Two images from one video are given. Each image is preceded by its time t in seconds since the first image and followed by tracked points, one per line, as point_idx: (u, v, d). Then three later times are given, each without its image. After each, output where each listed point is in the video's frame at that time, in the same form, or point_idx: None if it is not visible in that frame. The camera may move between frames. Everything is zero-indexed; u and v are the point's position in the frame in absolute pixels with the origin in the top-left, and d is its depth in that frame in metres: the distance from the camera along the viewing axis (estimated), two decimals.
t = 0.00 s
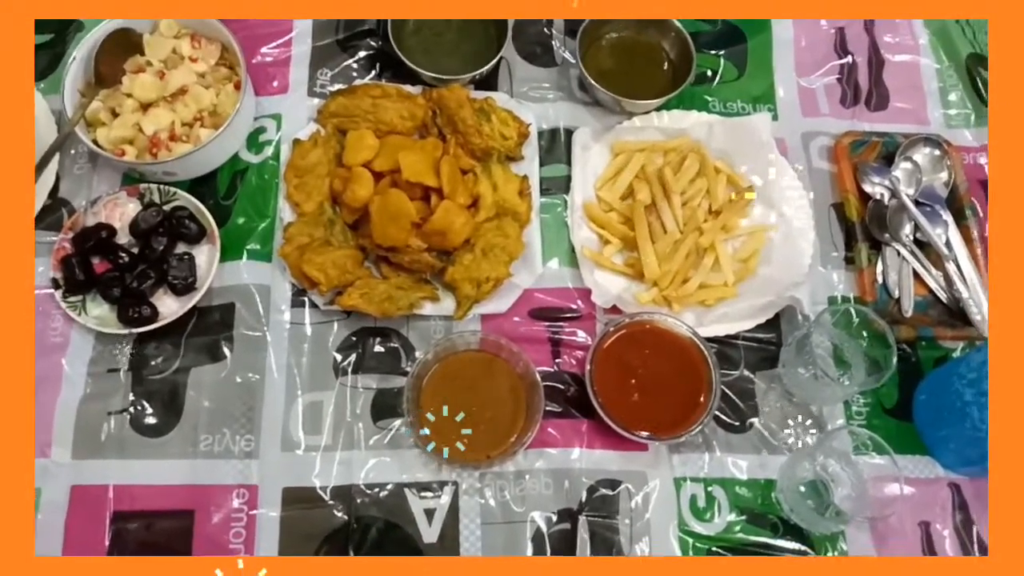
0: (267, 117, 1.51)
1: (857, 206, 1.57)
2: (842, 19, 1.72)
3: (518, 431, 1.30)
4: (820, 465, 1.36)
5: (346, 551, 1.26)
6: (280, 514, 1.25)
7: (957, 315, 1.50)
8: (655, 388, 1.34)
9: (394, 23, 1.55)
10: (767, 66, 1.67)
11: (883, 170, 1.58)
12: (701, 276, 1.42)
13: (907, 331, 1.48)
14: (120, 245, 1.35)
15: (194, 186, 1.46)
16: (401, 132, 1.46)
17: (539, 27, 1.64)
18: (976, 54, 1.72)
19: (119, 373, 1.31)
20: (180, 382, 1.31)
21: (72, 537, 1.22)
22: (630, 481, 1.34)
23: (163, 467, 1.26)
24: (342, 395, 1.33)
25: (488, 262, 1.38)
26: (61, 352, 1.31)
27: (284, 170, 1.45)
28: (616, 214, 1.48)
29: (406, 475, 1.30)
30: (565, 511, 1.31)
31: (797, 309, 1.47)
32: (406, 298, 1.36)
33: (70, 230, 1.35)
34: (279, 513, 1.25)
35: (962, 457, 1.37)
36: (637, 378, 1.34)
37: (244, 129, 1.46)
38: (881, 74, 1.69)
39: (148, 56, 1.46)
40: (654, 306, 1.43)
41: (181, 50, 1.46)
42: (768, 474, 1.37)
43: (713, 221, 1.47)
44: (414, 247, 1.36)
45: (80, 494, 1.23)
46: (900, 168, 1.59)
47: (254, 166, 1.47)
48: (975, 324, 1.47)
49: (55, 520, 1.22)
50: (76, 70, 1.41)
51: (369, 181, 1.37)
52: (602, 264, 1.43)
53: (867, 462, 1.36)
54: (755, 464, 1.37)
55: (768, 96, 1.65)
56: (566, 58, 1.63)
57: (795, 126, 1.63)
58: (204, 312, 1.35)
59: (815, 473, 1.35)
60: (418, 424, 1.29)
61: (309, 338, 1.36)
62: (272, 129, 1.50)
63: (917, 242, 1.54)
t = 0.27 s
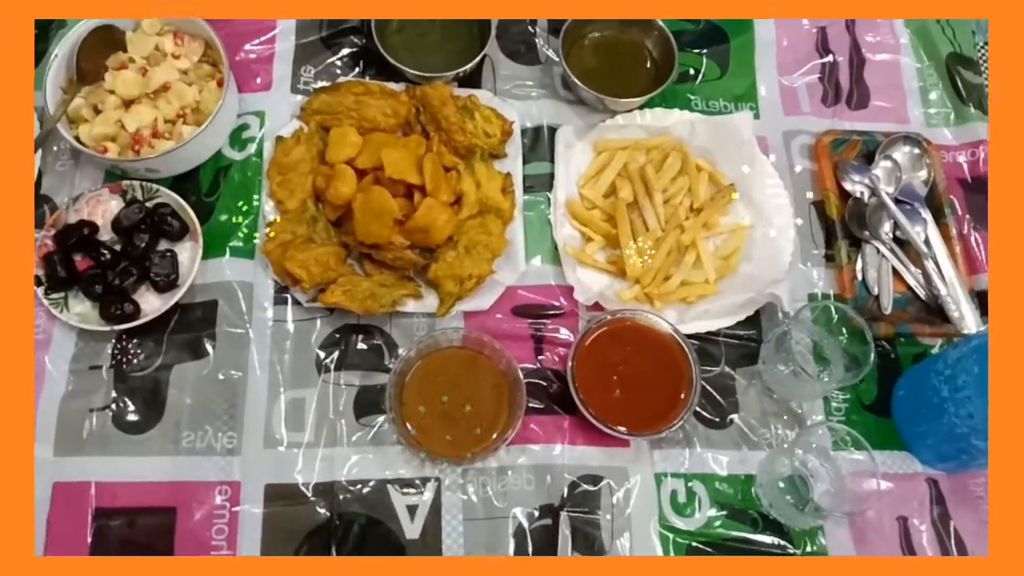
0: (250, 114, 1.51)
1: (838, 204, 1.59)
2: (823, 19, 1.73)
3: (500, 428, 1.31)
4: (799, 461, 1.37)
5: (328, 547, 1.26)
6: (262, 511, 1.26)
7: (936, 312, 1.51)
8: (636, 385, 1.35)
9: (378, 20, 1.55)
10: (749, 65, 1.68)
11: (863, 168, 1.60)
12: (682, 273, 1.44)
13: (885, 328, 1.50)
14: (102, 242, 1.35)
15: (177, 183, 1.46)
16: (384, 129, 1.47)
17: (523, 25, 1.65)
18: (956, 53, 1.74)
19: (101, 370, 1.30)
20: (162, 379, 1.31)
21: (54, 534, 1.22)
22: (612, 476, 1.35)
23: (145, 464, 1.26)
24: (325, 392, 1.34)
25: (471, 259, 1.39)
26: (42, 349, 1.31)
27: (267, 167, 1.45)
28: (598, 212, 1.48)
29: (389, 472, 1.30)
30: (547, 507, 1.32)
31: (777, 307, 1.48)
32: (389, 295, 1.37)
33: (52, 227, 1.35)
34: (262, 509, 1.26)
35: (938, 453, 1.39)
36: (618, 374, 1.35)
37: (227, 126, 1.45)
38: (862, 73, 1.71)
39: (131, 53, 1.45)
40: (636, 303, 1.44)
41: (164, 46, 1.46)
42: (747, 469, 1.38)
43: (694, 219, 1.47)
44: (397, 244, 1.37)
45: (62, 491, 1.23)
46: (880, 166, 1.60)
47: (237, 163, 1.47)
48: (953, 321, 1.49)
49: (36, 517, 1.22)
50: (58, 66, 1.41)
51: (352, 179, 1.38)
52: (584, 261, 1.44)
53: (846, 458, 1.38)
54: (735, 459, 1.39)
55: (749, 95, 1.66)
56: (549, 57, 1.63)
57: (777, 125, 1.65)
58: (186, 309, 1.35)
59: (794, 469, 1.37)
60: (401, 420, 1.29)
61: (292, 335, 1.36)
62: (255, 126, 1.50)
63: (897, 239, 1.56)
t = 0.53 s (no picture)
0: (251, 118, 1.51)
1: (837, 208, 1.59)
2: (822, 23, 1.74)
3: (501, 432, 1.31)
4: (799, 465, 1.37)
5: (328, 552, 1.26)
6: (263, 515, 1.26)
7: (935, 315, 1.52)
8: (636, 389, 1.35)
9: (378, 26, 1.56)
10: (749, 69, 1.69)
11: (861, 172, 1.60)
12: (682, 278, 1.44)
13: (885, 332, 1.50)
14: (103, 247, 1.35)
15: (178, 188, 1.46)
16: (385, 134, 1.47)
17: (522, 30, 1.65)
18: (954, 58, 1.74)
19: (102, 375, 1.30)
20: (163, 384, 1.31)
21: (54, 539, 1.21)
22: (612, 481, 1.35)
23: (146, 468, 1.26)
24: (326, 397, 1.34)
25: (471, 264, 1.39)
26: (43, 353, 1.31)
27: (268, 172, 1.45)
28: (598, 216, 1.49)
29: (389, 476, 1.31)
30: (547, 511, 1.32)
31: (776, 311, 1.49)
32: (389, 300, 1.37)
33: (53, 232, 1.35)
34: (262, 514, 1.26)
35: (938, 456, 1.39)
36: (618, 378, 1.35)
37: (228, 131, 1.46)
38: (860, 78, 1.71)
39: (132, 58, 1.45)
40: (636, 307, 1.45)
41: (165, 52, 1.46)
42: (747, 473, 1.38)
43: (694, 223, 1.48)
44: (397, 249, 1.37)
45: (63, 496, 1.23)
46: (878, 170, 1.61)
47: (238, 169, 1.48)
48: (952, 325, 1.49)
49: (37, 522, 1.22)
50: (59, 72, 1.41)
51: (353, 184, 1.38)
52: (584, 265, 1.45)
53: (846, 461, 1.39)
54: (735, 463, 1.39)
55: (748, 99, 1.67)
56: (549, 61, 1.64)
57: (776, 129, 1.65)
58: (187, 314, 1.36)
59: (794, 473, 1.37)
60: (401, 424, 1.30)
61: (293, 340, 1.36)
62: (256, 131, 1.50)
63: (896, 243, 1.56)
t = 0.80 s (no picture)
0: (250, 128, 1.52)
1: (832, 218, 1.60)
2: (816, 35, 1.75)
3: (499, 440, 1.31)
4: (797, 474, 1.38)
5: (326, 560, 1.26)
6: (261, 524, 1.26)
7: (930, 324, 1.53)
8: (633, 397, 1.36)
9: (376, 37, 1.57)
10: (744, 80, 1.70)
11: (856, 182, 1.62)
12: (679, 286, 1.45)
13: (880, 340, 1.52)
14: (101, 256, 1.35)
15: (176, 198, 1.46)
16: (383, 144, 1.48)
17: (520, 41, 1.66)
18: (947, 69, 1.76)
19: (100, 384, 1.30)
20: (161, 393, 1.31)
21: (51, 548, 1.21)
22: (609, 489, 1.35)
23: (144, 477, 1.26)
24: (324, 405, 1.34)
25: (469, 273, 1.40)
26: (41, 362, 1.31)
27: (267, 182, 1.46)
28: (595, 226, 1.50)
29: (387, 485, 1.31)
30: (545, 520, 1.32)
31: (773, 319, 1.50)
32: (387, 308, 1.37)
33: (51, 241, 1.35)
34: (260, 522, 1.26)
35: (933, 464, 1.40)
36: (616, 387, 1.36)
37: (227, 141, 1.47)
38: (855, 89, 1.73)
39: (131, 68, 1.46)
40: (633, 316, 1.45)
41: (164, 62, 1.47)
42: (744, 482, 1.39)
43: (690, 232, 1.49)
44: (395, 258, 1.38)
45: (60, 505, 1.23)
46: (873, 180, 1.63)
47: (237, 178, 1.48)
48: (947, 333, 1.50)
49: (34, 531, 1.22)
50: (59, 82, 1.42)
51: (352, 193, 1.39)
52: (582, 274, 1.45)
53: (842, 469, 1.40)
54: (731, 472, 1.39)
55: (744, 110, 1.68)
56: (546, 72, 1.65)
57: (771, 140, 1.66)
58: (186, 323, 1.36)
59: (791, 481, 1.37)
60: (399, 433, 1.30)
61: (291, 348, 1.36)
62: (254, 141, 1.51)
63: (891, 253, 1.57)
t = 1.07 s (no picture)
0: (262, 133, 1.53)
1: (842, 219, 1.61)
2: (823, 37, 1.76)
3: (513, 441, 1.32)
4: (810, 474, 1.39)
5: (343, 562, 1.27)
6: (277, 526, 1.26)
7: (940, 324, 1.53)
8: (646, 399, 1.36)
9: (387, 43, 1.58)
10: (752, 83, 1.71)
11: (865, 184, 1.62)
12: (690, 288, 1.45)
13: (891, 341, 1.52)
14: (116, 261, 1.36)
15: (190, 203, 1.47)
16: (394, 148, 1.49)
17: (529, 45, 1.67)
18: (954, 71, 1.76)
19: (116, 388, 1.31)
20: (177, 397, 1.31)
21: (70, 552, 1.22)
22: (623, 490, 1.35)
23: (161, 480, 1.26)
24: (339, 408, 1.35)
25: (481, 275, 1.40)
26: (57, 367, 1.31)
27: (279, 186, 1.46)
28: (606, 228, 1.50)
29: (402, 487, 1.31)
30: (559, 521, 1.33)
31: (784, 320, 1.50)
32: (400, 312, 1.38)
33: (66, 246, 1.36)
34: (277, 524, 1.26)
35: (945, 465, 1.40)
36: (628, 388, 1.36)
37: (239, 146, 1.48)
38: (862, 91, 1.74)
39: (143, 74, 1.46)
40: (644, 318, 1.46)
41: (176, 67, 1.47)
42: (757, 482, 1.39)
43: (700, 234, 1.50)
44: (408, 261, 1.39)
45: (78, 508, 1.23)
46: (882, 182, 1.63)
47: (249, 183, 1.49)
48: (957, 334, 1.51)
49: (53, 535, 1.22)
50: (72, 88, 1.43)
51: (364, 197, 1.40)
52: (593, 276, 1.46)
53: (855, 470, 1.41)
54: (744, 473, 1.40)
55: (752, 112, 1.69)
56: (555, 76, 1.65)
57: (780, 142, 1.67)
58: (200, 326, 1.36)
59: (804, 481, 1.39)
60: (414, 436, 1.31)
61: (305, 352, 1.37)
62: (267, 145, 1.52)
63: (900, 254, 1.58)
